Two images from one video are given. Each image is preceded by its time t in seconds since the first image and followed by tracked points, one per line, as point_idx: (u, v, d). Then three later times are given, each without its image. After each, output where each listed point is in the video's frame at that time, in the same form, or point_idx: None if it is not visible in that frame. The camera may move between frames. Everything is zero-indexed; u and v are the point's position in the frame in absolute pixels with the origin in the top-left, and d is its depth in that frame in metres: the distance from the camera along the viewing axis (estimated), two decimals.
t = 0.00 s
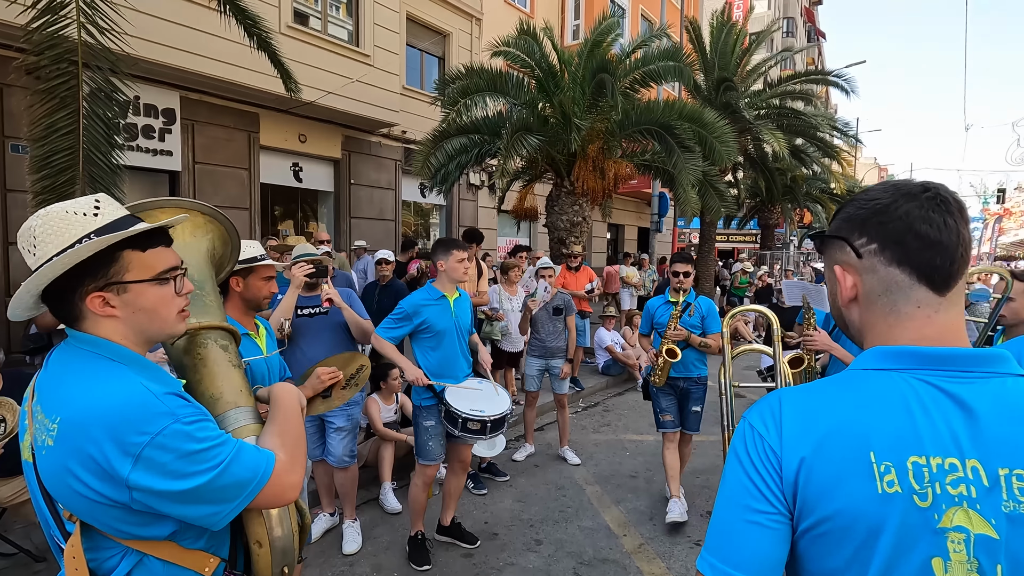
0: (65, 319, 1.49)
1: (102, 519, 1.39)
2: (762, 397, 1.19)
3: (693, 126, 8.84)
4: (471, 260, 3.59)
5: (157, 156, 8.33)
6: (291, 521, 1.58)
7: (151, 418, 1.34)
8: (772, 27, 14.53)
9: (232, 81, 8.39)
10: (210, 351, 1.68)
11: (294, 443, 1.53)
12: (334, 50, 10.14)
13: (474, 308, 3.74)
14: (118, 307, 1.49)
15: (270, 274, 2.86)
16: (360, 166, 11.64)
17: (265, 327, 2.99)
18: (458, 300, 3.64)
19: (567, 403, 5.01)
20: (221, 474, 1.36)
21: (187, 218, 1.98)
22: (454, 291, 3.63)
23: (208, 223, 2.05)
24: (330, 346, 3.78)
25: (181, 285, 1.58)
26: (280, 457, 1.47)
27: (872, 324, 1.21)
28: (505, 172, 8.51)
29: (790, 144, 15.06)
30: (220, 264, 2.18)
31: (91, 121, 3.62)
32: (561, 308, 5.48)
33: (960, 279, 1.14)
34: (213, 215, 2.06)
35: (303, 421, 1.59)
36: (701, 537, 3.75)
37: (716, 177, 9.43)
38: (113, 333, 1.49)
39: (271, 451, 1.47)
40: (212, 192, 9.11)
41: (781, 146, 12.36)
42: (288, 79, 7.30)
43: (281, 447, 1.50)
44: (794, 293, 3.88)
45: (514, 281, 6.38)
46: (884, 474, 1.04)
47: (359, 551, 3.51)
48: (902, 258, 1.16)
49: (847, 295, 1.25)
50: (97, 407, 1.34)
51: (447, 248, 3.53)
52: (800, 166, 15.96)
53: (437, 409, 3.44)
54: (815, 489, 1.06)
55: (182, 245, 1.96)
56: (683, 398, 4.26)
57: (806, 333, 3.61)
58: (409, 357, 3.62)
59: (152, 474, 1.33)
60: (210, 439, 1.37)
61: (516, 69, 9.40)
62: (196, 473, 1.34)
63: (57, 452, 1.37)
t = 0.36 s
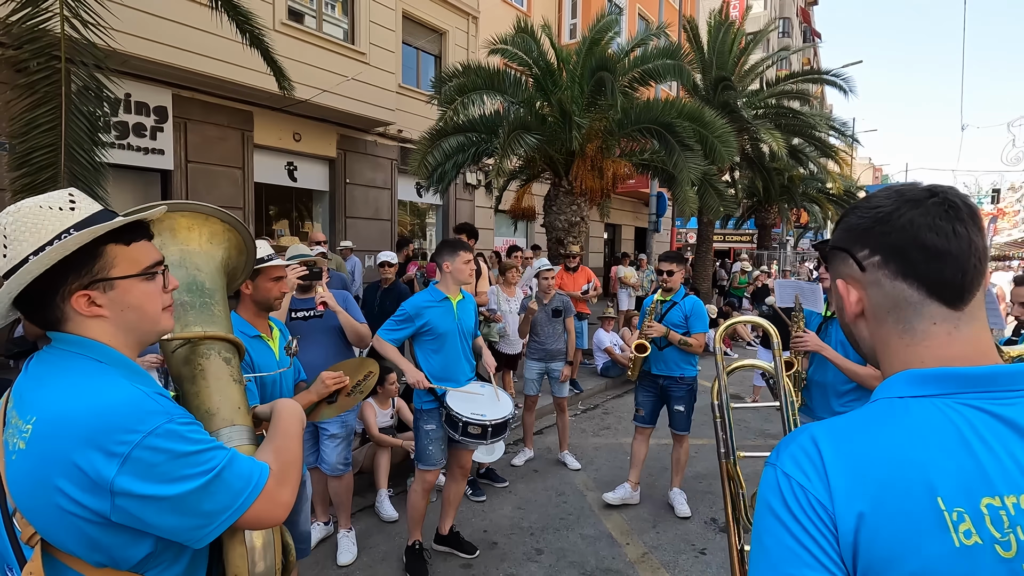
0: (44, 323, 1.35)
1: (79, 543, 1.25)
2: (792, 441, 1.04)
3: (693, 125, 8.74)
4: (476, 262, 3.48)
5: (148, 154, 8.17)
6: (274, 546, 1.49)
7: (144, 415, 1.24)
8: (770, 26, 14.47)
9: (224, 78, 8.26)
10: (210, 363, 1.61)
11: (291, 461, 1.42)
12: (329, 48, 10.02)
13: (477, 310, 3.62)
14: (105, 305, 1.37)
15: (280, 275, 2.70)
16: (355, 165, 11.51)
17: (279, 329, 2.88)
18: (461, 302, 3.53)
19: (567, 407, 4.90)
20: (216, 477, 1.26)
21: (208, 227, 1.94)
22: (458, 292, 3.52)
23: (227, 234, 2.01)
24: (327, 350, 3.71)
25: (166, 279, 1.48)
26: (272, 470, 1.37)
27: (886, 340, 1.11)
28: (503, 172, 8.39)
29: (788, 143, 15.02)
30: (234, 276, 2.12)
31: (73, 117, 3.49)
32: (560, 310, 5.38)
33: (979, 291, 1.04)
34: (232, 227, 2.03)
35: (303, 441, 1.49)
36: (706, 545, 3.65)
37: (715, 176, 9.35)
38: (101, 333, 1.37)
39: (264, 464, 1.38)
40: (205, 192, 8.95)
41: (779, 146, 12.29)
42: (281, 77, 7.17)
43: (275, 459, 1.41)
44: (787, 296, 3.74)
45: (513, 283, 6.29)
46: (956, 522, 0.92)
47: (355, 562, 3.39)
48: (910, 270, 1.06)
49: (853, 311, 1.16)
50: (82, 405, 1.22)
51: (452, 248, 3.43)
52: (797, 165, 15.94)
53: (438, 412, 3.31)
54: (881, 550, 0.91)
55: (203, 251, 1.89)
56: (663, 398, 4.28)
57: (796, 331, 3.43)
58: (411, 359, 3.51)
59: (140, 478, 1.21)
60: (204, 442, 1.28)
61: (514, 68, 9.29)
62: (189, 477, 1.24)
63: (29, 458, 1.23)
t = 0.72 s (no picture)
0: (20, 316, 1.22)
1: (28, 558, 1.10)
2: (974, 483, 0.86)
3: (691, 124, 8.67)
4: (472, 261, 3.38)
5: (137, 152, 8.01)
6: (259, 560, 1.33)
7: (118, 417, 1.12)
8: (766, 26, 14.44)
9: (214, 74, 8.13)
10: (237, 361, 1.42)
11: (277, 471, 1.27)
12: (323, 45, 9.89)
13: (474, 310, 3.52)
14: (96, 300, 1.26)
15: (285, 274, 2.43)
16: (349, 164, 11.38)
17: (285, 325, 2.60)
18: (458, 303, 3.43)
19: (564, 409, 4.81)
20: (192, 485, 1.14)
21: (265, 216, 1.78)
22: (454, 292, 3.42)
23: (278, 228, 1.85)
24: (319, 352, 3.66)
25: (155, 280, 1.39)
26: (258, 474, 1.24)
27: None
28: (499, 170, 8.30)
29: (783, 143, 14.99)
30: (271, 267, 1.94)
31: (53, 111, 3.37)
32: (557, 311, 5.30)
33: None
34: (285, 221, 1.87)
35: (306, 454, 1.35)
36: (707, 552, 3.57)
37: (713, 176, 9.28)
38: (82, 331, 1.25)
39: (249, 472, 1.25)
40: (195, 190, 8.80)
41: (775, 146, 12.25)
42: (273, 73, 7.04)
43: (261, 468, 1.26)
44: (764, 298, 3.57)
45: (510, 283, 6.20)
46: None
47: (347, 571, 3.28)
48: None
49: (993, 308, 1.01)
50: (50, 402, 1.09)
51: (449, 248, 3.33)
52: (793, 165, 15.92)
53: (432, 415, 3.21)
54: None
55: (255, 240, 1.72)
56: (630, 398, 4.23)
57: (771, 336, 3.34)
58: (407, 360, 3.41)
59: (110, 485, 1.09)
60: (182, 448, 1.16)
61: (509, 66, 9.18)
62: (162, 485, 1.12)
63: None
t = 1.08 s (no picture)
0: None
1: None
2: None
3: (685, 123, 8.63)
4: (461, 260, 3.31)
5: (123, 147, 7.85)
6: None
7: (47, 441, 0.96)
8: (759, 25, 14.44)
9: (201, 69, 7.99)
10: (199, 373, 1.33)
11: (234, 500, 1.14)
12: (313, 40, 9.75)
13: (463, 310, 3.45)
14: (68, 298, 1.13)
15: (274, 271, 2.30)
16: (340, 161, 11.25)
17: (274, 324, 2.50)
18: (447, 302, 3.35)
19: (557, 409, 4.74)
20: (127, 522, 0.99)
21: (237, 218, 1.69)
22: (443, 291, 3.34)
23: (252, 231, 1.76)
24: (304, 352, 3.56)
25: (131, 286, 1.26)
26: (210, 507, 1.11)
27: None
28: (491, 168, 8.22)
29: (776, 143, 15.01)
30: (241, 270, 1.85)
31: (29, 103, 3.24)
32: (550, 310, 5.23)
33: None
34: (261, 224, 1.78)
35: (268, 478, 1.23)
36: (702, 556, 3.51)
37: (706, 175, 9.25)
38: (36, 340, 1.10)
39: (199, 503, 1.11)
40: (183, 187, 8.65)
41: (768, 146, 12.25)
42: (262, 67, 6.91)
43: (214, 499, 1.13)
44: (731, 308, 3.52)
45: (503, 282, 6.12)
46: None
47: None
48: None
49: None
50: None
51: (438, 246, 3.25)
52: (785, 165, 15.95)
53: (422, 417, 3.13)
54: None
55: (225, 244, 1.63)
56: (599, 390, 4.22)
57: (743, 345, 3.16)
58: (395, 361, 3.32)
59: (30, 520, 0.94)
60: (120, 478, 1.01)
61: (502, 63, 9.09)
62: (91, 521, 0.97)
63: None
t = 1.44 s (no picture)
0: None
1: None
2: None
3: (677, 119, 8.60)
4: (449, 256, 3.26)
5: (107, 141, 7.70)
6: None
7: None
8: (751, 23, 14.45)
9: (188, 61, 7.87)
10: (157, 369, 1.27)
11: (188, 503, 1.08)
12: (302, 34, 9.62)
13: (449, 306, 3.40)
14: (10, 291, 1.08)
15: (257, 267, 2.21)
16: (330, 157, 11.14)
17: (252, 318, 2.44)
18: (433, 298, 3.30)
19: (547, 407, 4.71)
20: (66, 525, 0.94)
21: (202, 211, 1.63)
22: (428, 288, 3.29)
23: (217, 225, 1.70)
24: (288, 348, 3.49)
25: (80, 274, 1.21)
26: (161, 509, 1.05)
27: None
28: (483, 164, 8.16)
29: (767, 141, 15.04)
30: (207, 268, 1.79)
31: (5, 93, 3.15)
32: (540, 306, 5.20)
33: None
34: (227, 218, 1.72)
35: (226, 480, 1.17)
36: (691, 553, 3.49)
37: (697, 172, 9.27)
38: None
39: (150, 504, 1.06)
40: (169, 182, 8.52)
41: (760, 144, 12.26)
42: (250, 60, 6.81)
43: (167, 501, 1.07)
44: (702, 297, 3.51)
45: (493, 279, 6.08)
46: None
47: None
48: None
49: None
50: None
51: (427, 240, 3.19)
52: (776, 163, 15.99)
53: (408, 415, 3.08)
54: None
55: (189, 238, 1.57)
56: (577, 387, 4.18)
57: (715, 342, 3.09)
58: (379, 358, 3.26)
59: None
60: (60, 478, 0.96)
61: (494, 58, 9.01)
62: (26, 523, 0.92)
63: None
